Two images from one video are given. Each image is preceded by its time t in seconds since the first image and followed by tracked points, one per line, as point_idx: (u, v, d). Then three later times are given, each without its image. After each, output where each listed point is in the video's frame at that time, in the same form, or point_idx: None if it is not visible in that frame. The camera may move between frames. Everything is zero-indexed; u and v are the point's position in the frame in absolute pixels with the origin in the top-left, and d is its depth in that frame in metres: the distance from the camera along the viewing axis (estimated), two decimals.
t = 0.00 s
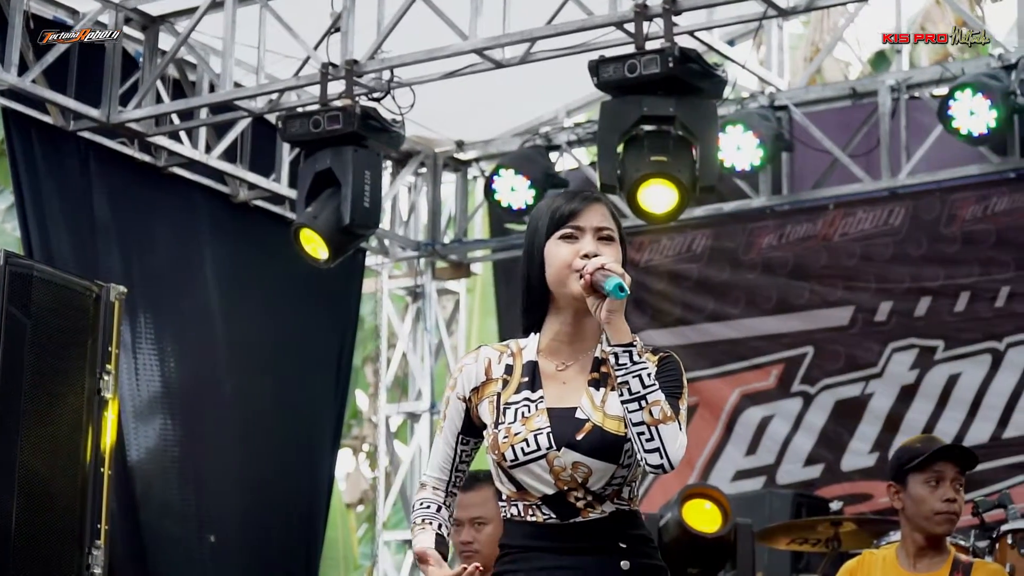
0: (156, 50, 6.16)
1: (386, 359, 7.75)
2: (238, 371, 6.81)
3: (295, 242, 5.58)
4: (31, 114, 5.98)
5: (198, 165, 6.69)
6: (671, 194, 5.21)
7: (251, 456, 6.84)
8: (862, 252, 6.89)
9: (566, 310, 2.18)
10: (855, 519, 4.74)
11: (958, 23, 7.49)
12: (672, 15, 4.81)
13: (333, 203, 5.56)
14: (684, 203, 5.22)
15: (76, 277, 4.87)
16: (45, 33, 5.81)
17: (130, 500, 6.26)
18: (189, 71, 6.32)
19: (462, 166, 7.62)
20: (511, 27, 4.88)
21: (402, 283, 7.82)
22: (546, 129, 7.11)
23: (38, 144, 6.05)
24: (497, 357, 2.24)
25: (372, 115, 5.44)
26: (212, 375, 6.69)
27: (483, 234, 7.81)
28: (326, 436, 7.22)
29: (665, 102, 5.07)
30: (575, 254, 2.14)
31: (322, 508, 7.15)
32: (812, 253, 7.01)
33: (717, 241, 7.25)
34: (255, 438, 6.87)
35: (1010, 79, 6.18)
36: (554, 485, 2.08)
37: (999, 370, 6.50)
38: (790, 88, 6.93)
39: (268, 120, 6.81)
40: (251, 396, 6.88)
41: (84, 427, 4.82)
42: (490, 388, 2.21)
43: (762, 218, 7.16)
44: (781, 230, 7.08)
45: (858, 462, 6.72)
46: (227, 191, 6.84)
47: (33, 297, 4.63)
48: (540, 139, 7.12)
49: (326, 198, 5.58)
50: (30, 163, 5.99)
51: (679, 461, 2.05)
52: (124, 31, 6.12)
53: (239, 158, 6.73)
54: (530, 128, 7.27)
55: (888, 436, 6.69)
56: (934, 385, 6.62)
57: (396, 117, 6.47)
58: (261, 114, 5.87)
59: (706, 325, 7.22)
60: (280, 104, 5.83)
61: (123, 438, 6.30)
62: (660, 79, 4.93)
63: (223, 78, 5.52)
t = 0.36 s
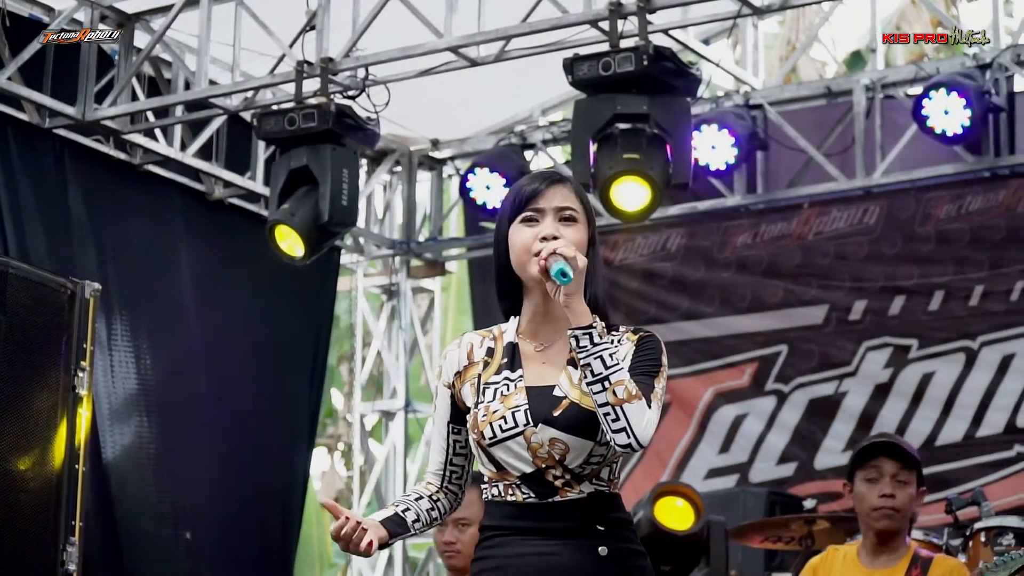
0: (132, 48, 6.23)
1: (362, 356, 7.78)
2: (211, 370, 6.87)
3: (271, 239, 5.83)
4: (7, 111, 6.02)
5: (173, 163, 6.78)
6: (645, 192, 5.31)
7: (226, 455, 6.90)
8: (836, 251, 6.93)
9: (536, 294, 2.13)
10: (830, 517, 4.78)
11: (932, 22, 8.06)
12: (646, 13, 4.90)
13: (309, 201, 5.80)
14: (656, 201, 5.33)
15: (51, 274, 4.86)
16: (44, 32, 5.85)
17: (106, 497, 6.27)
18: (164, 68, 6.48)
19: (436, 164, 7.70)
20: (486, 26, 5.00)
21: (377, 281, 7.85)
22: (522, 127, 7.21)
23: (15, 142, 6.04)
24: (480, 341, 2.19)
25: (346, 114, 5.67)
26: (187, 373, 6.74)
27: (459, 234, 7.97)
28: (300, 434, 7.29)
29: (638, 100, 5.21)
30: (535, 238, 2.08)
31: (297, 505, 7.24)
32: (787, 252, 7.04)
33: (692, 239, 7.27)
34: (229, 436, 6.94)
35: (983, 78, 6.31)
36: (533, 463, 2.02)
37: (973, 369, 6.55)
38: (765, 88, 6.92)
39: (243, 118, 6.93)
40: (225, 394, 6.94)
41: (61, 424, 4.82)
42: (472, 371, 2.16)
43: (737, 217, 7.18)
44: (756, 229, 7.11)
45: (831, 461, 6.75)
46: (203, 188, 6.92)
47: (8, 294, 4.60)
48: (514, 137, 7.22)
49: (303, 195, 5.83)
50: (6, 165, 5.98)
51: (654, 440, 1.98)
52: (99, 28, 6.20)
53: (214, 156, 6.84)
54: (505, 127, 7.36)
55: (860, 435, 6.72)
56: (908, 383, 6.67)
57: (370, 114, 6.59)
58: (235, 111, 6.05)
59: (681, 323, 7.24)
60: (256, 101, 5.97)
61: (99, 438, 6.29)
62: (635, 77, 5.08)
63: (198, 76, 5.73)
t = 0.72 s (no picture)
0: (114, 48, 6.39)
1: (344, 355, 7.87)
2: (192, 370, 6.90)
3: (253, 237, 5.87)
4: None
5: (155, 162, 6.79)
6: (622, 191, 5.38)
7: (206, 454, 6.95)
8: (816, 250, 7.12)
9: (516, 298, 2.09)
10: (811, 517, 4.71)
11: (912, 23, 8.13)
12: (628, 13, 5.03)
13: (292, 200, 5.84)
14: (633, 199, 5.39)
15: (32, 273, 4.84)
16: (45, 33, 6.09)
17: (88, 497, 6.27)
18: (146, 68, 6.56)
19: (417, 164, 7.78)
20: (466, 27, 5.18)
21: (359, 279, 7.95)
22: (503, 126, 7.36)
23: None
24: (461, 348, 2.16)
25: (327, 112, 5.74)
26: (168, 373, 6.75)
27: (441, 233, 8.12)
28: (281, 432, 7.39)
29: (618, 98, 5.26)
30: (512, 244, 2.03)
31: (278, 504, 7.31)
32: (767, 250, 7.23)
33: (672, 238, 7.44)
34: (210, 436, 6.98)
35: (964, 79, 6.54)
36: (514, 468, 1.99)
37: (952, 369, 6.76)
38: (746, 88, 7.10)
39: (225, 116, 7.03)
40: (207, 395, 6.98)
41: (43, 423, 4.80)
42: (453, 378, 2.12)
43: (718, 217, 7.36)
44: (736, 228, 7.29)
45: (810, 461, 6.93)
46: (184, 187, 6.96)
47: None
48: (495, 136, 7.37)
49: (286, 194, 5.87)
50: None
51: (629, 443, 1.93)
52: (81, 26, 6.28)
53: (196, 156, 6.92)
54: (486, 126, 7.48)
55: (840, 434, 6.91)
56: (888, 382, 6.87)
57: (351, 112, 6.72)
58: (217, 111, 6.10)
59: (661, 322, 7.42)
60: (238, 100, 6.02)
61: (80, 437, 6.30)
62: (615, 75, 5.13)
63: (180, 77, 5.81)
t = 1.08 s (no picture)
0: (98, 45, 6.41)
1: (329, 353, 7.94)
2: (176, 370, 6.90)
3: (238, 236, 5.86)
4: None
5: (140, 161, 6.80)
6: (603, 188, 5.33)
7: (190, 453, 6.96)
8: (801, 250, 7.15)
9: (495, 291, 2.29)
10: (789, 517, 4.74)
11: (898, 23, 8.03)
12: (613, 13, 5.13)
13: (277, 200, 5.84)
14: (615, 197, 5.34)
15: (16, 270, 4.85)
16: (46, 33, 6.14)
17: (71, 495, 6.27)
18: (131, 67, 6.59)
19: (402, 163, 7.85)
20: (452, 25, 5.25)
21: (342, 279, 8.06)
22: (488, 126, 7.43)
23: None
24: (448, 337, 2.31)
25: (311, 111, 5.77)
26: (152, 373, 6.76)
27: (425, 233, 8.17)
28: (263, 432, 7.39)
29: (600, 97, 5.31)
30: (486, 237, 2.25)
31: (261, 505, 7.31)
32: (752, 250, 7.25)
33: (656, 238, 7.47)
34: (194, 436, 6.99)
35: (949, 78, 6.61)
36: (485, 456, 2.12)
37: (936, 368, 6.79)
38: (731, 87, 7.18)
39: (208, 115, 7.05)
40: (190, 394, 6.99)
41: (29, 421, 4.81)
42: (437, 364, 2.26)
43: (702, 217, 7.38)
44: (721, 228, 7.32)
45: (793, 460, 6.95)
46: (168, 186, 6.98)
47: None
48: (481, 136, 7.44)
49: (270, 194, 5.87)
50: None
51: (582, 431, 2.06)
52: (66, 25, 6.32)
53: (180, 155, 6.95)
54: (470, 125, 7.54)
55: (825, 433, 6.94)
56: (872, 382, 6.90)
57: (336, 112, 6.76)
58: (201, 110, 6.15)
59: (645, 322, 7.44)
60: (222, 100, 6.08)
61: (63, 436, 6.29)
62: (598, 74, 5.22)
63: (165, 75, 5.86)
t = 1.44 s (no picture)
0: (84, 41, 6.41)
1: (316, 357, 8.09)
2: (162, 368, 6.90)
3: (223, 232, 5.88)
4: None
5: (125, 158, 6.79)
6: (586, 187, 5.41)
7: (176, 451, 6.95)
8: (787, 248, 7.20)
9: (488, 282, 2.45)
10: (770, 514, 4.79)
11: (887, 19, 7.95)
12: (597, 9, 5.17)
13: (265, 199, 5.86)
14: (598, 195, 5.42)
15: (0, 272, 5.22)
16: (45, 33, 6.19)
17: (54, 493, 6.27)
18: (116, 64, 6.60)
19: (388, 160, 7.81)
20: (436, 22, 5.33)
21: (328, 277, 8.08)
22: (474, 124, 7.40)
23: None
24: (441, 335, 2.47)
25: (296, 107, 5.77)
26: (138, 372, 6.76)
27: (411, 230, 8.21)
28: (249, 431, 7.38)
29: (585, 94, 5.41)
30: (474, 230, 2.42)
31: (247, 503, 7.28)
32: (738, 247, 7.30)
33: (642, 236, 7.52)
34: (180, 433, 6.98)
35: (934, 76, 6.66)
36: (457, 443, 2.25)
37: (921, 366, 6.85)
38: (717, 85, 7.23)
39: (194, 112, 7.04)
40: (176, 392, 6.99)
41: (11, 416, 5.14)
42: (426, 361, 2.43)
43: (688, 214, 7.43)
44: (707, 225, 7.36)
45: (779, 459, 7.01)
46: (154, 183, 6.98)
47: None
48: (467, 134, 7.40)
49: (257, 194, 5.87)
50: None
51: (532, 413, 2.17)
52: (51, 22, 6.34)
53: (166, 151, 6.94)
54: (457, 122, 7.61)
55: (810, 431, 7.00)
56: (857, 380, 6.96)
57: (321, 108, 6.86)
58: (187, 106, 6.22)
59: (631, 320, 7.48)
60: (207, 96, 6.18)
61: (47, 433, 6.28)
62: (585, 71, 5.29)
63: (151, 70, 5.95)
